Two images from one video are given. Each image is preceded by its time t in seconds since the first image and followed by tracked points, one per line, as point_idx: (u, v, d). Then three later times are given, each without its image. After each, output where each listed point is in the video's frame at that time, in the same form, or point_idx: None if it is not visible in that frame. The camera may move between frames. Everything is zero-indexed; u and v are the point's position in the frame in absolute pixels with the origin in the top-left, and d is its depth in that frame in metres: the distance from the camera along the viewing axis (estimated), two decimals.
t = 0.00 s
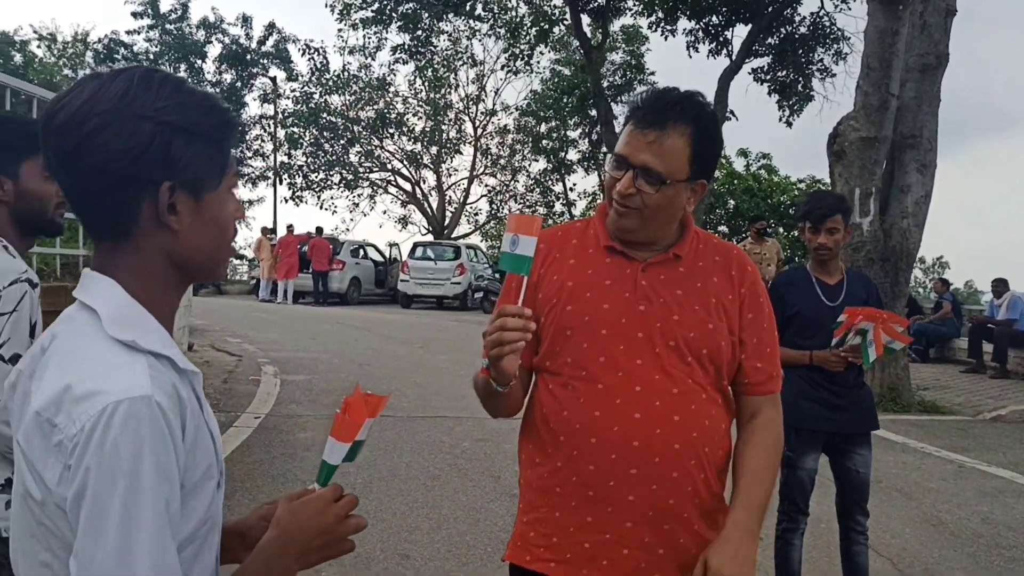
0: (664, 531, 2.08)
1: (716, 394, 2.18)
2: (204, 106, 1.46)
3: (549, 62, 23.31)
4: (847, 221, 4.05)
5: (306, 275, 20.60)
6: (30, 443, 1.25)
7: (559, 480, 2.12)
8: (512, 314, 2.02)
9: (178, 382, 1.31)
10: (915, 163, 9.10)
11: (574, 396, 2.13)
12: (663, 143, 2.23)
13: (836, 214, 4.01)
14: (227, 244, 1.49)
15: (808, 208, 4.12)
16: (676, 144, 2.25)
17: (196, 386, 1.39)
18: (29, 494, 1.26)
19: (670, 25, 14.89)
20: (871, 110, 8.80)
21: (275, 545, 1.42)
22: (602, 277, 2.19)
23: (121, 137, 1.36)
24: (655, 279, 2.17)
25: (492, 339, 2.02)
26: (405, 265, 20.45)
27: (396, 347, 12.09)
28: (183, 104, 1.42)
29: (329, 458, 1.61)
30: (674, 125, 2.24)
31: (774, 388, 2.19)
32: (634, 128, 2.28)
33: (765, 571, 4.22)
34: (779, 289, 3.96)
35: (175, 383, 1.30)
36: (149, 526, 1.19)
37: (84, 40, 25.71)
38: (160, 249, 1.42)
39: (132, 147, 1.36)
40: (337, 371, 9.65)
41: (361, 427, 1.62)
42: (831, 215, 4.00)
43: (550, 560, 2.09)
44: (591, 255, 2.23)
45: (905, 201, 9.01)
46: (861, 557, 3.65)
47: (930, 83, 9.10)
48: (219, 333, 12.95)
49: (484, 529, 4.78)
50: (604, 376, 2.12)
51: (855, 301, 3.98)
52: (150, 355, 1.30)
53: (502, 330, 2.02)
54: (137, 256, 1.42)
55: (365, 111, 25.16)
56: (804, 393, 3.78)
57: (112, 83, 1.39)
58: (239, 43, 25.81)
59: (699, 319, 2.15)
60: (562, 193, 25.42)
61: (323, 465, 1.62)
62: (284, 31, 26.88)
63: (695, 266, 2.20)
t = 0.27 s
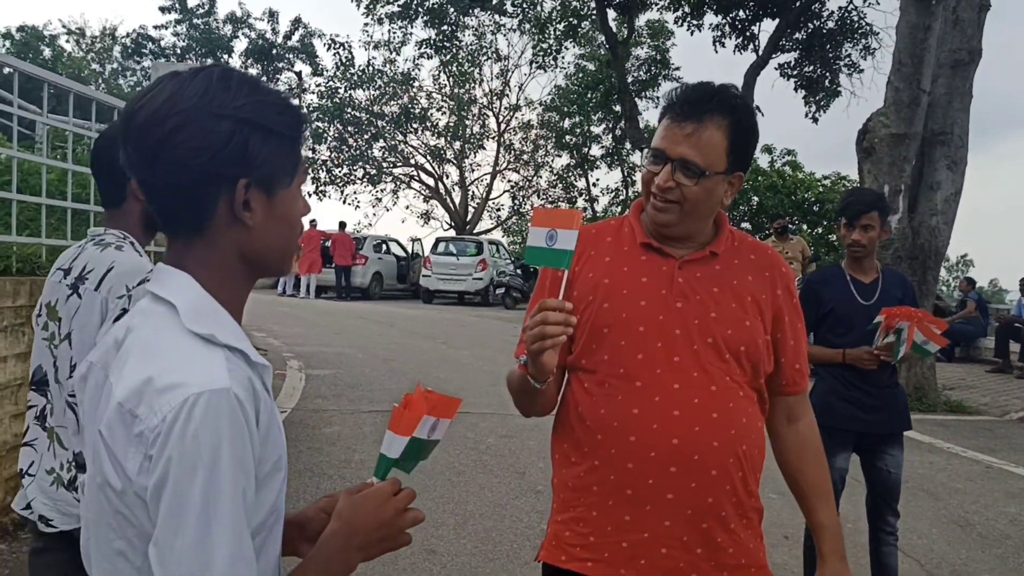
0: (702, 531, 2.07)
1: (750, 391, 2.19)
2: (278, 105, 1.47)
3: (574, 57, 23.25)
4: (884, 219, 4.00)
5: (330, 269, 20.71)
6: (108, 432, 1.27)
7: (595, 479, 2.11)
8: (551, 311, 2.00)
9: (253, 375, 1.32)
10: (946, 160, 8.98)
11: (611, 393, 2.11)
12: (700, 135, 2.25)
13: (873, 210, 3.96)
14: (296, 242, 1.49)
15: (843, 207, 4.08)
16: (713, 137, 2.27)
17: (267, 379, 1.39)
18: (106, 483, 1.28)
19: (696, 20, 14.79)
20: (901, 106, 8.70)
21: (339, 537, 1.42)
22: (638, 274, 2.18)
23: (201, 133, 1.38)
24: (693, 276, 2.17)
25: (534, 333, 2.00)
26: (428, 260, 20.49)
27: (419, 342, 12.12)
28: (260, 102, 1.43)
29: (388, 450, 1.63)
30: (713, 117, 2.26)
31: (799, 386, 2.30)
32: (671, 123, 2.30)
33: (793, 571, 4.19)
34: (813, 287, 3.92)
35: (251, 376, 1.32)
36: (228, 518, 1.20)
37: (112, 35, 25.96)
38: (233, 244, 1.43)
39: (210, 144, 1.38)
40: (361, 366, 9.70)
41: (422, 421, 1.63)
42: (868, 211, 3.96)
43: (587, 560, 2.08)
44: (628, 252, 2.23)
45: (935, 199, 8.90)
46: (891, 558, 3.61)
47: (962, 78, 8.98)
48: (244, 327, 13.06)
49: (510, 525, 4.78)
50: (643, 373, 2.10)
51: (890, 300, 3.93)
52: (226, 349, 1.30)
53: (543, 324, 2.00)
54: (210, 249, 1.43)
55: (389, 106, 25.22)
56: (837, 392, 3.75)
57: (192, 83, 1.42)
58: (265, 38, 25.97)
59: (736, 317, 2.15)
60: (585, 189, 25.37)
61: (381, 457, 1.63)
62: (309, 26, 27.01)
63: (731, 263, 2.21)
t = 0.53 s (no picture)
0: (721, 535, 2.08)
1: (759, 392, 2.21)
2: (309, 113, 1.49)
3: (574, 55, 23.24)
4: (891, 219, 4.02)
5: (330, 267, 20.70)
6: (145, 438, 1.29)
7: (612, 489, 2.11)
8: (570, 336, 1.99)
9: (287, 380, 1.37)
10: (947, 159, 8.98)
11: (624, 401, 2.11)
12: (696, 140, 2.24)
13: (879, 211, 3.99)
14: (324, 246, 1.52)
15: (851, 208, 4.10)
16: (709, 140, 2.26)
17: (298, 382, 1.43)
18: (143, 485, 1.31)
19: (697, 19, 14.79)
20: (903, 105, 8.70)
21: (370, 539, 1.43)
22: (646, 281, 2.18)
23: (231, 141, 1.40)
24: (700, 281, 2.17)
25: (552, 361, 1.99)
26: (428, 259, 20.48)
27: (420, 341, 12.13)
28: (290, 108, 1.46)
29: (419, 452, 1.65)
30: (706, 121, 2.25)
31: (797, 378, 2.33)
32: (663, 130, 2.28)
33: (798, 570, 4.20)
34: (820, 287, 3.93)
35: (285, 380, 1.36)
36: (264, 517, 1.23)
37: (112, 33, 25.94)
38: (264, 249, 1.46)
39: (243, 150, 1.40)
40: (363, 365, 9.71)
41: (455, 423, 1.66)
42: (874, 212, 3.98)
43: (607, 568, 2.08)
44: (631, 259, 2.22)
45: (937, 198, 8.91)
46: (896, 557, 3.62)
47: (964, 77, 8.98)
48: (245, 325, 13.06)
49: (514, 524, 4.79)
50: (656, 380, 2.10)
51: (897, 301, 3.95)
52: (260, 352, 1.35)
53: (563, 349, 1.99)
54: (241, 255, 1.45)
55: (389, 105, 25.21)
56: (843, 393, 3.76)
57: (225, 89, 1.44)
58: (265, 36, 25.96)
59: (744, 319, 2.16)
60: (585, 187, 25.37)
61: (412, 457, 1.65)
62: (309, 24, 26.98)
63: (735, 264, 2.21)
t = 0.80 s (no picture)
0: (726, 532, 2.08)
1: (761, 387, 2.21)
2: (316, 112, 1.48)
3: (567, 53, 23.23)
4: (890, 217, 4.03)
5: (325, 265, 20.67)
6: (157, 438, 1.30)
7: (617, 487, 2.12)
8: (578, 333, 1.99)
9: (293, 378, 1.36)
10: (941, 157, 9.00)
11: (627, 400, 2.12)
12: (696, 138, 2.24)
13: (877, 208, 4.00)
14: (331, 245, 1.51)
15: (849, 205, 4.13)
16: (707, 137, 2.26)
17: (305, 379, 1.43)
18: (154, 483, 1.31)
19: (691, 16, 14.81)
20: (897, 103, 8.72)
21: (377, 538, 1.43)
22: (645, 279, 2.19)
23: (238, 139, 1.39)
24: (700, 277, 2.18)
25: (560, 357, 1.99)
26: (422, 257, 20.45)
27: (415, 339, 12.13)
28: (298, 107, 1.45)
29: (427, 453, 1.65)
30: (703, 119, 2.25)
31: (794, 370, 2.34)
32: (660, 128, 2.28)
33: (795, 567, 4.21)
34: (817, 285, 3.96)
35: (291, 379, 1.35)
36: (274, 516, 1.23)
37: (104, 30, 25.83)
38: (272, 248, 1.46)
39: (250, 150, 1.39)
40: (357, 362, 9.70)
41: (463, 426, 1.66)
42: (872, 210, 4.00)
43: (612, 566, 2.10)
44: (631, 259, 2.23)
45: (930, 196, 8.92)
46: (894, 554, 3.63)
47: (958, 76, 9.00)
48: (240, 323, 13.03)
49: (512, 522, 4.80)
50: (658, 379, 2.11)
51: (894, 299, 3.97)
52: (268, 352, 1.34)
53: (571, 345, 1.98)
54: (250, 254, 1.45)
55: (383, 102, 25.17)
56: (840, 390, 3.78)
57: (231, 91, 1.43)
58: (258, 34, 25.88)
59: (746, 315, 2.16)
60: (579, 185, 25.40)
61: (421, 458, 1.65)
62: (302, 22, 26.91)
63: (733, 259, 2.22)
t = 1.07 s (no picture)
0: (703, 534, 2.09)
1: (743, 391, 2.23)
2: (303, 115, 1.48)
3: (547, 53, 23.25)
4: (868, 219, 4.06)
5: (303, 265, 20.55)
6: (133, 441, 1.28)
7: (596, 489, 2.12)
8: (557, 338, 2.00)
9: (274, 383, 1.35)
10: (917, 159, 9.10)
11: (608, 402, 2.12)
12: (680, 145, 2.25)
13: (855, 210, 4.03)
14: (316, 247, 1.51)
15: (828, 206, 4.15)
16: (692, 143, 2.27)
17: (286, 385, 1.42)
18: (129, 487, 1.29)
19: (670, 17, 14.88)
20: (874, 105, 8.81)
21: (357, 547, 1.43)
22: (629, 281, 2.19)
23: (223, 142, 1.38)
24: (683, 280, 2.19)
25: (539, 362, 1.99)
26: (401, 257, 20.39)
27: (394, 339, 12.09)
28: (284, 110, 1.44)
29: (410, 462, 1.63)
30: (689, 124, 2.26)
31: (780, 376, 2.34)
32: (649, 133, 2.29)
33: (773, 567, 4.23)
34: (797, 287, 4.01)
35: (272, 383, 1.34)
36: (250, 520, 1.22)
37: (78, 27, 25.53)
38: (258, 249, 1.45)
39: (235, 152, 1.38)
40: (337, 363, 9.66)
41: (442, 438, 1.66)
42: (850, 212, 4.03)
43: (590, 568, 2.09)
44: (615, 260, 2.23)
45: (907, 197, 9.02)
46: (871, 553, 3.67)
47: (934, 78, 9.10)
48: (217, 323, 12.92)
49: (492, 523, 4.79)
50: (640, 381, 2.11)
51: (874, 300, 4.01)
52: (249, 354, 1.33)
53: (549, 351, 1.99)
54: (235, 257, 1.45)
55: (362, 102, 25.08)
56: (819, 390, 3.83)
57: (216, 91, 1.42)
58: (236, 32, 25.69)
59: (728, 319, 2.17)
60: (558, 185, 25.45)
61: (403, 467, 1.64)
62: (281, 20, 26.76)
63: (717, 262, 2.23)
